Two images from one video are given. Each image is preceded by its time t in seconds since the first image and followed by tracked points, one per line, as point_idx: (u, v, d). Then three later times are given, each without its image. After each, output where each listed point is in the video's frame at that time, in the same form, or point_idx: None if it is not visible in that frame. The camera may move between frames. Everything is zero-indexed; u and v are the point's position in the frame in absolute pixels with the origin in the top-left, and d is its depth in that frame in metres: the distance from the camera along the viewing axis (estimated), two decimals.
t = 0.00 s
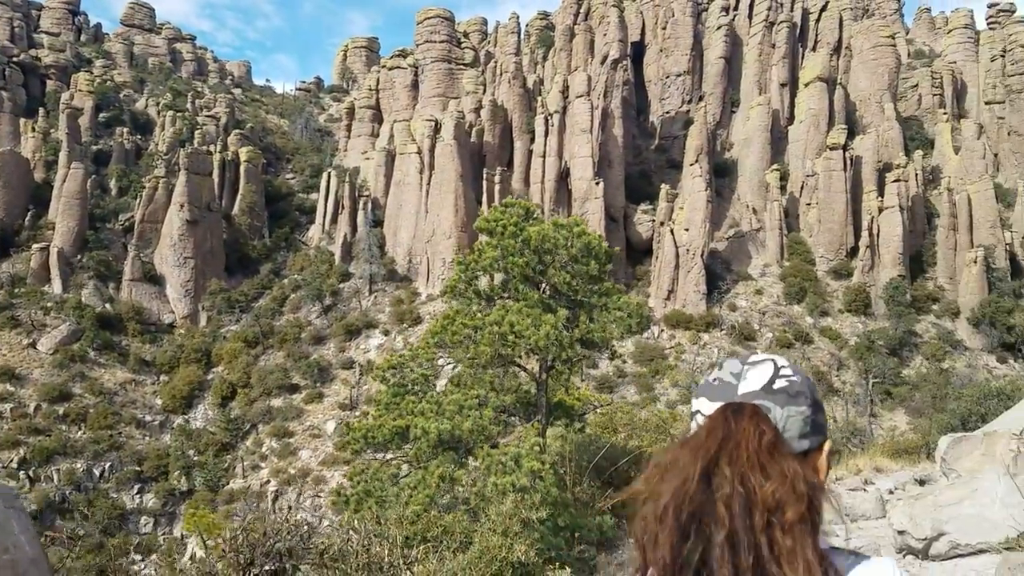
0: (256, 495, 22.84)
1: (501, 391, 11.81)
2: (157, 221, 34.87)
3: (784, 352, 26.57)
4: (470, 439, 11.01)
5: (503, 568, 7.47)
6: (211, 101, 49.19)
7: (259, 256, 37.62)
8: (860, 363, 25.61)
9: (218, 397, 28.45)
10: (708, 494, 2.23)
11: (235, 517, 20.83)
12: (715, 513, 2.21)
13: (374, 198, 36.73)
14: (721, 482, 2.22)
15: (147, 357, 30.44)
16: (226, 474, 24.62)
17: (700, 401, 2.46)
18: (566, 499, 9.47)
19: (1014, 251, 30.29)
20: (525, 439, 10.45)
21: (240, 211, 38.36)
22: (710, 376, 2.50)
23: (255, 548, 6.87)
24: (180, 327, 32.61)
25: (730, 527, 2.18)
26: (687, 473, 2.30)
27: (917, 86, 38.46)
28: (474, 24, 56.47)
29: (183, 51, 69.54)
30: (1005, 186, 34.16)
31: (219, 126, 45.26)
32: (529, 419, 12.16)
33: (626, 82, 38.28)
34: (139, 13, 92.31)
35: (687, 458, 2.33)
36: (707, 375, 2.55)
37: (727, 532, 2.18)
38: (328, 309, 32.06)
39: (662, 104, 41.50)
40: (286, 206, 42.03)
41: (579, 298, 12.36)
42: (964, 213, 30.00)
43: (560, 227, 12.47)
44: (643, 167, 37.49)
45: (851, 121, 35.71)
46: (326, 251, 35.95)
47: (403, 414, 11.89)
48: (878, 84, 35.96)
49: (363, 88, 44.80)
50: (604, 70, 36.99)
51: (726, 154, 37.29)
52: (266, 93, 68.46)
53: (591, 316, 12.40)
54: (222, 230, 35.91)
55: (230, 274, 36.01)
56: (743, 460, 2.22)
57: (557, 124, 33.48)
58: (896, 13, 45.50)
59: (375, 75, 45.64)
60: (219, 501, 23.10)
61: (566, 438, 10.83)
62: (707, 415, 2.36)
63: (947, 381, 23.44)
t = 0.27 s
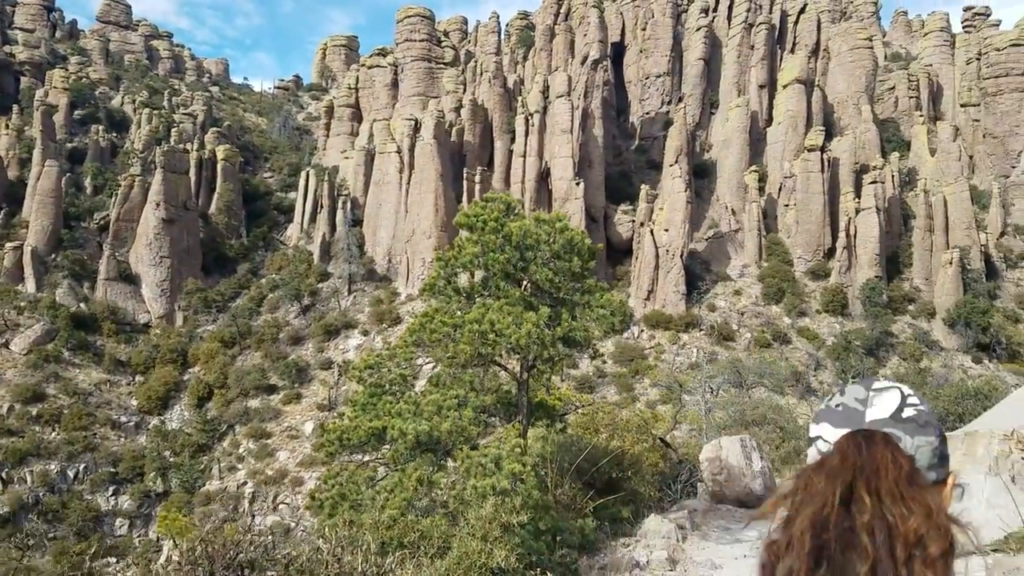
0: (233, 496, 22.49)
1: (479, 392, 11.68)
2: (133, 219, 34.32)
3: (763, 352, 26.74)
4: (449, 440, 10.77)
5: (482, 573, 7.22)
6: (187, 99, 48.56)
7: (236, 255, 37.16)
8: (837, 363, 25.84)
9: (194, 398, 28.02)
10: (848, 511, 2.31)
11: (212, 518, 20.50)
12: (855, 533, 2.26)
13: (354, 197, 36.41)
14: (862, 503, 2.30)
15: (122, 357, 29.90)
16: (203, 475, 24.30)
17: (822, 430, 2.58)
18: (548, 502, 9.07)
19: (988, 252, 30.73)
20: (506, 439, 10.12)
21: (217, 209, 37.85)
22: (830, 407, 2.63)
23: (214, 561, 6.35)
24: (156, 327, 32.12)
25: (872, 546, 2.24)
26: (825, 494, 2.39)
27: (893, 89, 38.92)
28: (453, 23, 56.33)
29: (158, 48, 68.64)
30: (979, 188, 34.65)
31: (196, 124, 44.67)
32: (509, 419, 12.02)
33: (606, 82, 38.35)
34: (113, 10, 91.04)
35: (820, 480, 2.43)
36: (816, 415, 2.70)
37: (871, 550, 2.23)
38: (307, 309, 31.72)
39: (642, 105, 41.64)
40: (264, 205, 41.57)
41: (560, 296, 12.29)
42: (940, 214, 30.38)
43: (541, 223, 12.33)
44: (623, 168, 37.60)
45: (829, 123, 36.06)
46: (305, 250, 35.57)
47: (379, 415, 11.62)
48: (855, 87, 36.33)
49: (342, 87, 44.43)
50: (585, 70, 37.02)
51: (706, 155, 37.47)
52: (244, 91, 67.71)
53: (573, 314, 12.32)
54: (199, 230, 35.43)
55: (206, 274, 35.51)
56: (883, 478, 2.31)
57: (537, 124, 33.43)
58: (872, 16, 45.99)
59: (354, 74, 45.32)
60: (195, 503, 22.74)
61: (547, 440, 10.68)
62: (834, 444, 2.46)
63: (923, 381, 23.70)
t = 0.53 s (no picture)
0: (217, 498, 22.26)
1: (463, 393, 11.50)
2: (115, 219, 33.91)
3: (747, 352, 26.86)
4: (430, 441, 10.59)
5: None
6: (170, 98, 48.11)
7: (220, 255, 36.83)
8: (820, 362, 26.01)
9: (177, 399, 27.72)
10: None
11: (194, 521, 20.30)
12: None
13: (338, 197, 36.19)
14: None
15: (104, 358, 29.54)
16: (186, 476, 24.00)
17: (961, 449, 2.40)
18: (533, 504, 8.65)
19: (969, 252, 31.03)
20: (489, 442, 9.90)
21: (201, 209, 37.47)
22: (967, 425, 2.45)
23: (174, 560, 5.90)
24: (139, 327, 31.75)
25: None
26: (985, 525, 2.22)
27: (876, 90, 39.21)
28: (438, 22, 56.15)
29: (141, 47, 67.95)
30: (960, 188, 34.80)
31: (179, 123, 44.24)
32: (493, 421, 11.86)
33: (591, 82, 38.37)
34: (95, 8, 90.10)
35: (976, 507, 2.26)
36: (950, 426, 2.54)
37: None
38: (291, 309, 31.44)
39: (627, 105, 41.73)
40: (248, 204, 41.25)
41: (545, 295, 12.12)
42: (923, 214, 30.63)
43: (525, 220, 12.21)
44: (608, 168, 37.67)
45: (812, 124, 36.29)
46: (289, 250, 35.30)
47: (359, 416, 11.42)
48: (838, 87, 36.61)
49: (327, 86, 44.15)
50: (570, 70, 37.01)
51: (690, 155, 37.59)
52: (227, 89, 67.15)
53: (558, 313, 12.13)
54: (182, 229, 35.07)
55: (189, 274, 35.16)
56: None
57: (523, 124, 33.35)
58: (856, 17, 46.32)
59: (339, 73, 45.06)
60: (178, 505, 22.49)
61: (533, 442, 10.54)
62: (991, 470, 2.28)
63: (906, 380, 23.90)
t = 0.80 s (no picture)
0: (202, 498, 22.00)
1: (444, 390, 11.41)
2: (100, 217, 33.55)
3: (734, 350, 26.91)
4: (409, 440, 10.45)
5: None
6: (156, 95, 47.68)
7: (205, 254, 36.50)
8: (807, 361, 26.09)
9: (163, 399, 27.45)
10: None
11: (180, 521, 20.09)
12: None
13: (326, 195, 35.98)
14: None
15: (89, 357, 29.24)
16: (172, 476, 23.76)
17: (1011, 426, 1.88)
18: (514, 505, 8.43)
19: (955, 251, 31.18)
20: (470, 440, 9.79)
21: (187, 207, 37.14)
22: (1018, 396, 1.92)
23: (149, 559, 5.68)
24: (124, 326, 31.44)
25: None
26: None
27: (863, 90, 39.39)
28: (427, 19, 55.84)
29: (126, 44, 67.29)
30: (947, 189, 35.06)
31: (165, 120, 43.81)
32: (475, 419, 11.78)
33: (579, 81, 38.34)
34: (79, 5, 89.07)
35: None
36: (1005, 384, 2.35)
37: None
38: (277, 308, 31.17)
39: (615, 104, 41.69)
40: (235, 203, 40.92)
41: (528, 290, 12.06)
42: (909, 213, 30.76)
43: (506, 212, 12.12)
44: (596, 167, 37.65)
45: (800, 123, 36.42)
46: (275, 248, 35.03)
47: (336, 414, 11.28)
48: (825, 87, 36.76)
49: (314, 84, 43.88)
50: (558, 69, 36.98)
51: (678, 154, 37.63)
52: (215, 88, 66.65)
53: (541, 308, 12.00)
54: (167, 228, 34.72)
55: (174, 272, 34.65)
56: None
57: (511, 123, 33.29)
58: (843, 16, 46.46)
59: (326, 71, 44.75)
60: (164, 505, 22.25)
61: (516, 441, 10.46)
62: None
63: (892, 378, 24.00)
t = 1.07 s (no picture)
0: (172, 502, 21.50)
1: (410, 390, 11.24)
2: (70, 216, 32.88)
3: (709, 350, 27.07)
4: (373, 442, 10.27)
5: None
6: (127, 92, 46.85)
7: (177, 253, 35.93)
8: (779, 360, 26.32)
9: (133, 400, 26.92)
10: None
11: (151, 526, 19.71)
12: None
13: (300, 194, 35.52)
14: None
15: (58, 358, 28.64)
16: (143, 478, 23.32)
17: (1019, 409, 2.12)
18: (482, 508, 8.46)
19: (926, 252, 31.62)
20: (436, 442, 9.65)
21: (158, 206, 36.48)
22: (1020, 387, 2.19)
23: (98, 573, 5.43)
24: (94, 327, 30.83)
25: None
26: None
27: (835, 92, 39.80)
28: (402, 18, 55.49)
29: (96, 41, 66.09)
30: (916, 189, 35.94)
31: (136, 118, 43.08)
32: (443, 420, 11.67)
33: (555, 81, 38.33)
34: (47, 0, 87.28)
35: None
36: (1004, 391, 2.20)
37: None
38: (250, 308, 30.74)
39: (591, 105, 41.77)
40: (207, 202, 40.32)
41: (497, 287, 11.99)
42: (880, 214, 31.17)
43: (474, 208, 11.99)
44: (572, 167, 37.72)
45: (773, 124, 36.74)
46: (249, 248, 34.57)
47: (298, 416, 11.04)
48: (798, 89, 37.16)
49: (287, 82, 43.32)
50: (533, 69, 36.92)
51: (653, 155, 37.76)
52: (187, 86, 65.56)
53: (510, 307, 11.95)
54: (138, 227, 34.12)
55: (145, 272, 34.11)
56: None
57: (486, 122, 33.22)
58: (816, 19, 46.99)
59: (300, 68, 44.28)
60: (134, 508, 21.78)
61: (486, 441, 10.42)
62: None
63: (864, 377, 24.29)
